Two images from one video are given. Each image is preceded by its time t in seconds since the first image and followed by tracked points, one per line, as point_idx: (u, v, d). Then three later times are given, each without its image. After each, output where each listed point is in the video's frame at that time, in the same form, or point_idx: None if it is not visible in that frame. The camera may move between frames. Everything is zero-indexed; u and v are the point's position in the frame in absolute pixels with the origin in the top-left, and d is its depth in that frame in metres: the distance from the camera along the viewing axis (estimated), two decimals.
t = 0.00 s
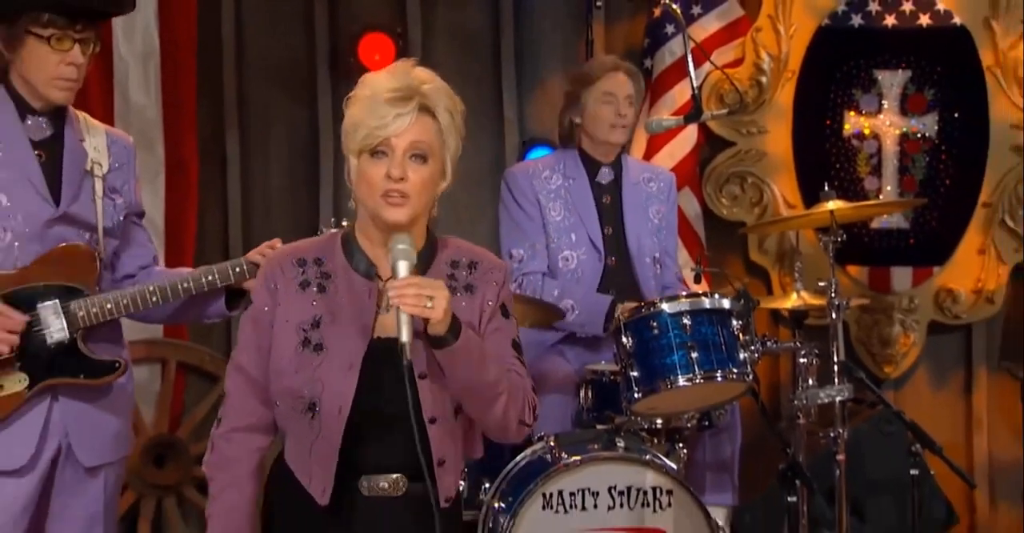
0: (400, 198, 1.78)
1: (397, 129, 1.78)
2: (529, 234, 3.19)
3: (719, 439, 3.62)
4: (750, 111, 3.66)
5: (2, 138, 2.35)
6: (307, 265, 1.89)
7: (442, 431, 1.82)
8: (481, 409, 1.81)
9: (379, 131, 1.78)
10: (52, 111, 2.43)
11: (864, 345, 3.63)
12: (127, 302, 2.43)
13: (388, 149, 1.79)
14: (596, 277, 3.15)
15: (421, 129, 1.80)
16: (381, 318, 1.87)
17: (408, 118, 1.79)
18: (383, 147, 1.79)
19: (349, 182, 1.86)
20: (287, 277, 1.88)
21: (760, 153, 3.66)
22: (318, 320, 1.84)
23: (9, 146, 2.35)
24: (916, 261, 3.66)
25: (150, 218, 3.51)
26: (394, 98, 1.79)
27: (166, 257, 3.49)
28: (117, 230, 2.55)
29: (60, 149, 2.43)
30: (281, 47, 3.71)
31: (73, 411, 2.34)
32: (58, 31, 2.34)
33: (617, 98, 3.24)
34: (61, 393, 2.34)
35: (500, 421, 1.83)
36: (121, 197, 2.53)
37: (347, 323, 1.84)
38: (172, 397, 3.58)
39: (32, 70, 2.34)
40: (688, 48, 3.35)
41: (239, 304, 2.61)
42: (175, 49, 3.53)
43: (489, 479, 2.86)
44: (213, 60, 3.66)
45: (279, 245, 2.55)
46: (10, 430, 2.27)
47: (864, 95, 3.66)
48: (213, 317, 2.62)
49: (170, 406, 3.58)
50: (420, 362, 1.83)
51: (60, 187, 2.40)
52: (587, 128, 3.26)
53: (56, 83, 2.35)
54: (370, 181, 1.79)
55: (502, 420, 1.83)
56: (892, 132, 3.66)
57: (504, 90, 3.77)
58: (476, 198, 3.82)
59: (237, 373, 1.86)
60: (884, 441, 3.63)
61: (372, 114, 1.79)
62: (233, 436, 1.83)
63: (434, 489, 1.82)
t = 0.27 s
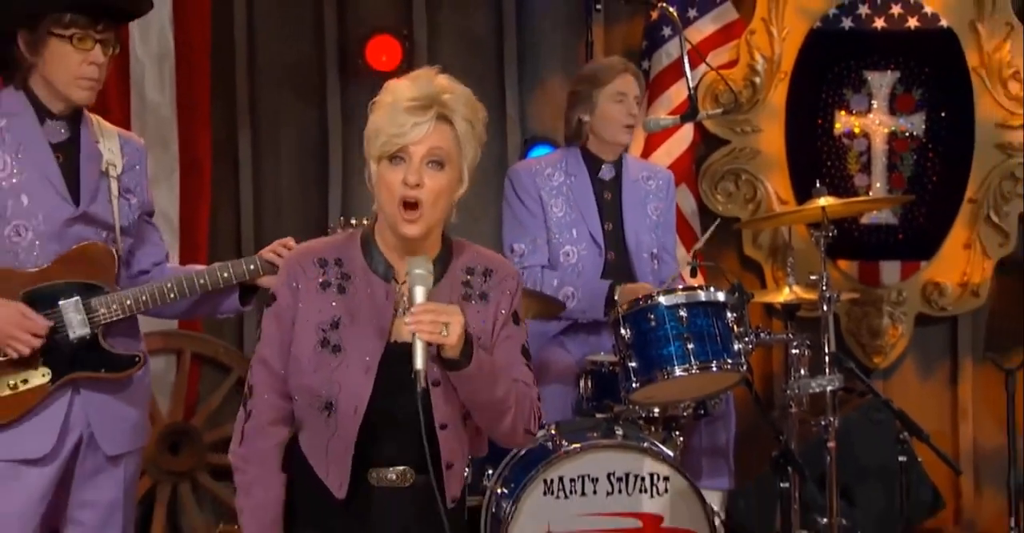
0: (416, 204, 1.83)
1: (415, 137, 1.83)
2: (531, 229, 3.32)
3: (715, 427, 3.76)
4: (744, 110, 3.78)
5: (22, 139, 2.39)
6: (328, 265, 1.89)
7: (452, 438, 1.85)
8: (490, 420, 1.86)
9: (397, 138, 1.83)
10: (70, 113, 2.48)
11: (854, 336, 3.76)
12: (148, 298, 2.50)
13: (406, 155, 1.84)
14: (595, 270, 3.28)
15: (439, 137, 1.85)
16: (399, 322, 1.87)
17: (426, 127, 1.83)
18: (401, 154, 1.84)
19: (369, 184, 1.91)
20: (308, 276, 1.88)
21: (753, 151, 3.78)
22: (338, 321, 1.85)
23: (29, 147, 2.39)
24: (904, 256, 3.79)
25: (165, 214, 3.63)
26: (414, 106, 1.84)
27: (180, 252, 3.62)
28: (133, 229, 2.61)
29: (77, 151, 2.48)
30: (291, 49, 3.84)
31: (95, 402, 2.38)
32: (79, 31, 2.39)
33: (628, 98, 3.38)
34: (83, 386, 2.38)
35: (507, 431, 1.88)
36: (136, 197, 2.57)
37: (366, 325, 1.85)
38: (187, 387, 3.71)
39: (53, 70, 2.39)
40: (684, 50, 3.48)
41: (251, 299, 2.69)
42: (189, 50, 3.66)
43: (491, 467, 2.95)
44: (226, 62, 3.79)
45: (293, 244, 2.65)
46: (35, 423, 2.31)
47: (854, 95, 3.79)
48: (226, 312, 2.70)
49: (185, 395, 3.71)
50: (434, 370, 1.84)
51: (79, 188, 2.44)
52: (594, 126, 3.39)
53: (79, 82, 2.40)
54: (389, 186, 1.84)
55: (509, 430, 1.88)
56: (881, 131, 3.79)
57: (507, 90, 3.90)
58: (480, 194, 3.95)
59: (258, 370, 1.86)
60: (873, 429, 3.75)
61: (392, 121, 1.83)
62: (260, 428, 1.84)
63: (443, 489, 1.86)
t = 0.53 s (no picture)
0: (425, 192, 1.91)
1: (424, 129, 1.92)
2: (534, 226, 3.46)
3: (712, 417, 3.90)
4: (741, 111, 3.91)
5: (39, 138, 2.49)
6: (341, 253, 1.99)
7: (457, 418, 1.92)
8: (494, 402, 1.94)
9: (407, 131, 1.92)
10: (84, 110, 2.58)
11: (847, 330, 3.89)
12: (159, 291, 2.59)
13: (416, 146, 1.93)
14: (597, 266, 3.41)
15: (447, 129, 1.94)
16: (407, 306, 1.96)
17: (434, 119, 1.92)
18: (411, 145, 1.93)
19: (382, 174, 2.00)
20: (322, 263, 1.98)
21: (750, 151, 3.91)
22: (348, 305, 1.94)
23: (44, 146, 2.49)
24: (895, 252, 3.93)
25: (181, 211, 3.76)
26: (423, 99, 1.93)
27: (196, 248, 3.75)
28: (150, 222, 2.70)
29: (93, 147, 2.56)
30: (303, 51, 3.97)
31: (111, 392, 2.48)
32: (84, 29, 2.48)
33: (628, 98, 3.51)
34: (99, 376, 2.48)
35: (511, 413, 1.96)
36: (153, 190, 2.66)
37: (375, 308, 1.94)
38: (202, 378, 3.84)
39: (64, 68, 2.48)
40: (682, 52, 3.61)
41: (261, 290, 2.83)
42: (205, 51, 3.78)
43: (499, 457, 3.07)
44: (240, 64, 3.93)
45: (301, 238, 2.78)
46: (52, 411, 2.41)
47: (847, 96, 3.92)
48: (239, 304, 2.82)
49: (200, 386, 3.84)
50: (441, 350, 1.92)
51: (93, 184, 2.53)
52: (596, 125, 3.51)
53: (87, 78, 2.49)
54: (399, 175, 1.93)
55: (513, 412, 1.96)
56: (873, 131, 3.92)
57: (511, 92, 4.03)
58: (486, 193, 4.08)
59: (272, 351, 1.96)
60: (865, 419, 3.89)
61: (402, 114, 1.92)
62: (274, 409, 1.93)
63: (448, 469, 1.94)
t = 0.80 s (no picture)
0: (425, 184, 2.01)
1: (424, 125, 2.02)
2: (539, 225, 3.59)
3: (710, 411, 4.03)
4: (738, 114, 4.05)
5: (55, 143, 2.61)
6: (346, 245, 2.09)
7: (457, 397, 2.01)
8: (492, 382, 2.03)
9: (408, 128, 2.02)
10: (99, 114, 2.70)
11: (841, 325, 4.03)
12: (171, 288, 2.67)
13: (417, 141, 2.02)
14: (600, 264, 3.55)
15: (446, 124, 2.04)
16: (408, 294, 2.05)
17: (433, 114, 2.02)
18: (412, 140, 2.03)
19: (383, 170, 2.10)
20: (328, 255, 2.08)
21: (747, 152, 4.05)
22: (351, 293, 2.04)
23: (59, 151, 2.61)
24: (888, 251, 4.05)
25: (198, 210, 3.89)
26: (424, 97, 2.03)
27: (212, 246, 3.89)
28: (168, 221, 2.81)
29: (108, 149, 2.69)
30: (314, 56, 4.10)
31: (131, 387, 2.60)
32: (87, 34, 2.61)
33: (629, 101, 3.63)
34: (120, 371, 2.61)
35: (509, 394, 2.04)
36: (170, 190, 2.78)
37: (376, 296, 2.03)
38: (217, 372, 3.98)
39: (74, 75, 2.60)
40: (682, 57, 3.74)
41: (272, 285, 2.91)
42: (221, 56, 3.92)
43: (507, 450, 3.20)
44: (254, 68, 4.06)
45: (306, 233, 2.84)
46: (75, 405, 2.55)
47: (841, 100, 4.05)
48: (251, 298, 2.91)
49: (216, 380, 3.98)
50: (440, 331, 2.02)
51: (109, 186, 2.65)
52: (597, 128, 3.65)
53: (96, 82, 2.61)
54: (400, 168, 2.02)
55: (511, 393, 2.04)
56: (866, 133, 4.05)
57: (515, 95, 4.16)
58: (490, 193, 4.22)
59: (283, 341, 2.06)
60: (858, 412, 4.02)
61: (404, 111, 2.02)
62: (283, 398, 2.03)
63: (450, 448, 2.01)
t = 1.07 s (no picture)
0: (424, 185, 2.05)
1: (421, 128, 2.06)
2: (541, 226, 3.73)
3: (707, 405, 4.17)
4: (734, 118, 4.19)
5: (73, 144, 2.77)
6: (347, 251, 2.16)
7: (458, 394, 2.08)
8: (491, 380, 2.08)
9: (405, 130, 2.06)
10: (116, 116, 2.86)
11: (833, 323, 4.17)
12: (183, 285, 2.82)
13: (415, 144, 2.06)
14: (600, 263, 3.69)
15: (443, 127, 2.08)
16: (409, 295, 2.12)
17: (431, 118, 2.06)
18: (410, 143, 2.06)
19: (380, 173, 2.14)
20: (331, 262, 2.15)
21: (743, 155, 4.19)
22: (354, 296, 2.11)
23: (78, 152, 2.77)
24: (878, 251, 4.20)
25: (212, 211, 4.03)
26: (421, 101, 2.07)
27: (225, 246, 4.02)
28: (183, 219, 2.97)
29: (126, 149, 2.85)
30: (324, 63, 4.25)
31: (148, 380, 2.78)
32: (96, 41, 2.77)
33: (629, 107, 3.76)
34: (137, 365, 2.77)
35: (509, 390, 2.09)
36: (185, 190, 2.94)
37: (378, 298, 2.10)
38: (231, 367, 4.12)
39: (88, 79, 2.77)
40: (679, 63, 3.87)
41: (280, 282, 3.06)
42: (234, 62, 4.05)
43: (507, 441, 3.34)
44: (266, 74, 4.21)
45: (313, 232, 3.05)
46: (94, 397, 2.71)
47: (834, 104, 4.19)
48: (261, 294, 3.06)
49: (229, 376, 4.12)
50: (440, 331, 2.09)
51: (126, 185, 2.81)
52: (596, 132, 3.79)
53: (108, 86, 2.77)
54: (398, 171, 2.06)
55: (511, 389, 2.09)
56: (858, 137, 4.19)
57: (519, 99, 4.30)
58: (494, 194, 4.38)
59: (291, 348, 2.13)
60: (850, 406, 4.16)
61: (402, 115, 2.06)
62: (291, 401, 2.10)
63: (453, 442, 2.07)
